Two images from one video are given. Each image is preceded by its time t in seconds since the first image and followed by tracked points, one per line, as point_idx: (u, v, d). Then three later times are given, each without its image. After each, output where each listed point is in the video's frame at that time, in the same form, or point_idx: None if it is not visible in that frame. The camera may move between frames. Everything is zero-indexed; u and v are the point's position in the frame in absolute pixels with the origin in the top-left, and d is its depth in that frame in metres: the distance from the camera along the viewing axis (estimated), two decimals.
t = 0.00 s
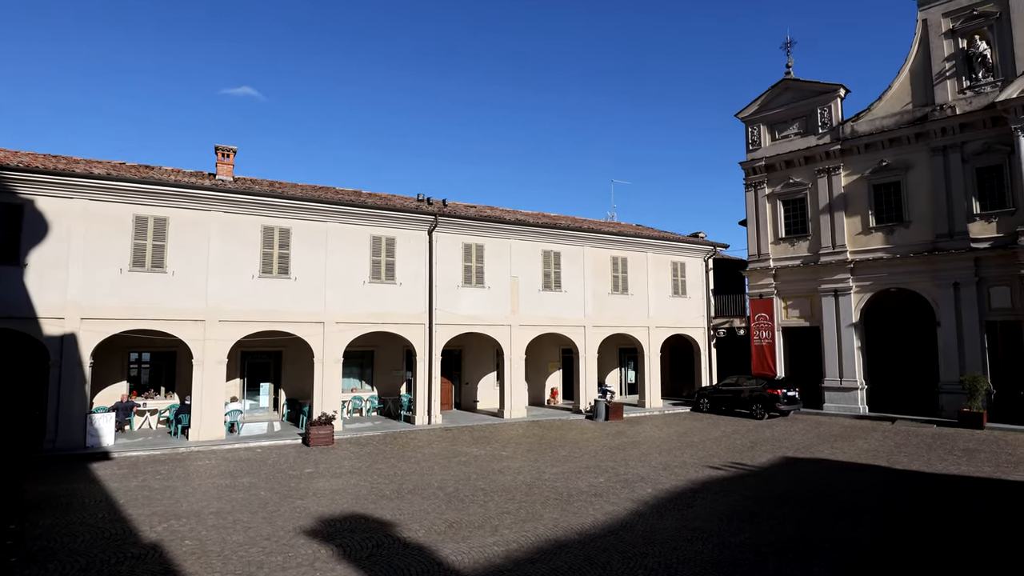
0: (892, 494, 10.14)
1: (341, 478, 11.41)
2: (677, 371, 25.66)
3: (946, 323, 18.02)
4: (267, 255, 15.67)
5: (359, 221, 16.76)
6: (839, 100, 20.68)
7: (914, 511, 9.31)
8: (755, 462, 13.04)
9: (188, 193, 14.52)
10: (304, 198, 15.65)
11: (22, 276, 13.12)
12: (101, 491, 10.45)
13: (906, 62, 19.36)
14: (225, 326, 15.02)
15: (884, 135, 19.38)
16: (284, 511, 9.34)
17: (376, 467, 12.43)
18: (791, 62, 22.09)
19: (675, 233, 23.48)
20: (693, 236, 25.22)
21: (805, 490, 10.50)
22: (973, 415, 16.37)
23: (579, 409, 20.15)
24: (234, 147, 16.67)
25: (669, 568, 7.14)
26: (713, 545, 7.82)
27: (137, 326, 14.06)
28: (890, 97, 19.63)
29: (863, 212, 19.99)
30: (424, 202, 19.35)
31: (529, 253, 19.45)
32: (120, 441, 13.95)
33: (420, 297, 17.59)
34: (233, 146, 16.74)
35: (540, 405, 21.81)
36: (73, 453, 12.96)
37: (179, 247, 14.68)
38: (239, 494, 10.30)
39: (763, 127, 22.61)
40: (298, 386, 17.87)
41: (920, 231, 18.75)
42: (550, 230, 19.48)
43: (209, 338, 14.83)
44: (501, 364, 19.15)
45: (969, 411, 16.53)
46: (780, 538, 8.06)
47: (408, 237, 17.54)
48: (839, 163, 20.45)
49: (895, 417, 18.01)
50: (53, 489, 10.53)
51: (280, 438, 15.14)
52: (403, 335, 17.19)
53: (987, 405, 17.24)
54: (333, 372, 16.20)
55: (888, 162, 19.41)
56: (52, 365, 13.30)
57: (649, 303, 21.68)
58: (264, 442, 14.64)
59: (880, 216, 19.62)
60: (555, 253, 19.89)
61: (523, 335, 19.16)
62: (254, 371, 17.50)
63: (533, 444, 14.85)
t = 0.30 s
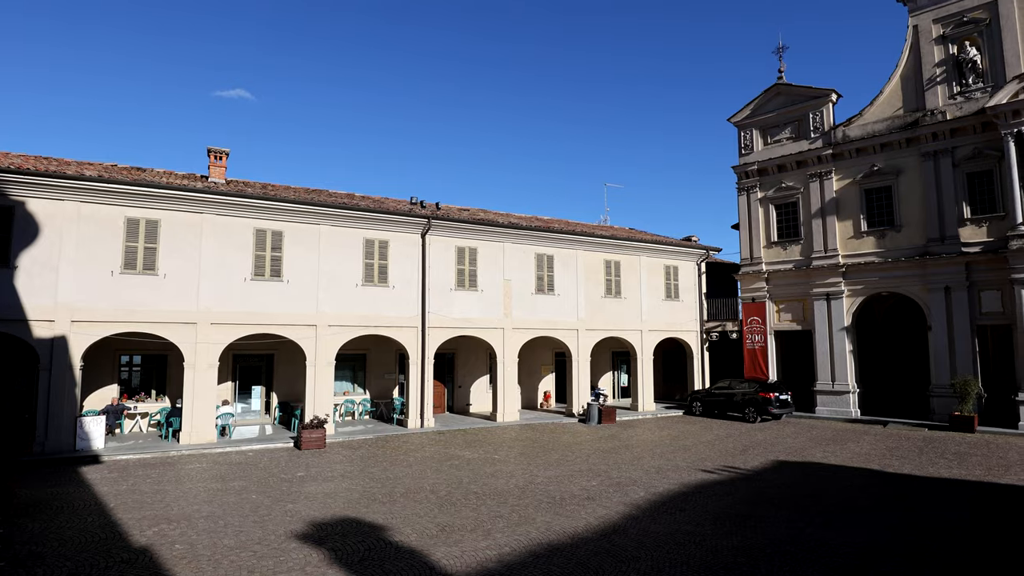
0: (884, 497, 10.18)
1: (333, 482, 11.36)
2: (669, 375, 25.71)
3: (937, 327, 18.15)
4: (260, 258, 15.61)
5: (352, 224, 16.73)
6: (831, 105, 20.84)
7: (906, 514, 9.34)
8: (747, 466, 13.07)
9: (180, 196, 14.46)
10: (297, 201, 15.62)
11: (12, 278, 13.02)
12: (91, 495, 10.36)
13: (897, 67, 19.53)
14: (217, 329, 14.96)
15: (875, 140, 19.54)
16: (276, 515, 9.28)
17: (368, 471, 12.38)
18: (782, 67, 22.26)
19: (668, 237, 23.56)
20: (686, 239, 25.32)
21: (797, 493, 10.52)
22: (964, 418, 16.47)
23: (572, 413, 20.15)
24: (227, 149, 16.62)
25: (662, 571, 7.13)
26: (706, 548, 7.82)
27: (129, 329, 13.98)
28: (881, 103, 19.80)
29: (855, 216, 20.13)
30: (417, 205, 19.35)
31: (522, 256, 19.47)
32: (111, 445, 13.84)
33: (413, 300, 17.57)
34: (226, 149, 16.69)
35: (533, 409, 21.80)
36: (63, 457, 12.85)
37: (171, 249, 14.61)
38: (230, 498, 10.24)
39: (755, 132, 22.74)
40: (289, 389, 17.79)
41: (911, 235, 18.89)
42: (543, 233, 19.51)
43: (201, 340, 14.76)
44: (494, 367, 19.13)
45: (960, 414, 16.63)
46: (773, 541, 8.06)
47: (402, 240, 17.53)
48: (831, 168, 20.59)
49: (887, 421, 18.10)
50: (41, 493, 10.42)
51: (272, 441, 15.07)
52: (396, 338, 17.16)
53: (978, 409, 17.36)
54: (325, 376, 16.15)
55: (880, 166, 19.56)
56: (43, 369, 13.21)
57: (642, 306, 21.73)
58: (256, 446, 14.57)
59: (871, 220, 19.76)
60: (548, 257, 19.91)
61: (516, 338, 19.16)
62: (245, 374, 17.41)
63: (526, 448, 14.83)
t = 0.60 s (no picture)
0: (875, 501, 10.21)
1: (324, 486, 11.30)
2: (662, 379, 25.76)
3: (928, 331, 18.28)
4: (252, 261, 15.53)
5: (345, 227, 16.69)
6: (822, 110, 20.99)
7: (899, 518, 9.34)
8: (740, 469, 13.08)
9: (172, 198, 14.38)
10: (290, 204, 15.56)
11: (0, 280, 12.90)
12: (79, 500, 10.24)
13: (888, 73, 19.71)
14: (209, 332, 14.87)
15: (866, 145, 19.68)
16: (266, 519, 9.22)
17: (360, 475, 12.32)
18: (774, 72, 22.43)
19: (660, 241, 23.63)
20: (678, 243, 25.42)
21: (790, 497, 10.55)
22: (955, 422, 16.57)
23: (565, 416, 20.15)
24: (219, 151, 16.54)
25: None
26: (699, 553, 7.82)
27: (119, 332, 13.87)
28: (871, 108, 19.97)
29: (846, 220, 20.25)
30: (410, 208, 19.32)
31: (515, 259, 19.47)
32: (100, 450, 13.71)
33: (406, 304, 17.53)
34: (219, 151, 16.62)
35: (526, 412, 21.80)
36: (51, 461, 12.72)
37: (163, 252, 14.52)
38: (221, 502, 10.17)
39: (747, 136, 22.87)
40: (281, 392, 17.70)
41: (902, 239, 19.04)
42: (536, 236, 19.52)
43: (192, 343, 14.66)
44: (487, 371, 19.10)
45: (951, 418, 16.73)
46: (766, 545, 8.06)
47: (394, 243, 17.51)
48: (823, 172, 20.72)
49: (878, 424, 18.19)
50: (28, 497, 10.31)
51: (263, 445, 14.98)
52: (389, 341, 17.11)
53: (969, 412, 17.47)
54: (317, 379, 16.08)
55: (870, 171, 19.70)
56: (31, 372, 13.08)
57: (635, 310, 21.77)
58: (248, 450, 14.48)
59: (863, 224, 19.89)
60: (541, 260, 19.93)
61: (509, 342, 19.14)
62: (237, 377, 17.30)
63: (518, 452, 14.80)
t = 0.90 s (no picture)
0: (866, 504, 10.25)
1: (316, 490, 11.24)
2: (654, 382, 25.81)
3: (918, 334, 18.41)
4: (244, 264, 15.46)
5: (337, 229, 16.65)
6: (814, 115, 21.15)
7: (890, 521, 9.38)
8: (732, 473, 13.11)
9: (164, 200, 14.31)
10: (282, 206, 15.51)
11: None
12: (67, 504, 10.13)
13: (878, 79, 19.88)
14: (200, 335, 14.79)
15: (857, 150, 19.83)
16: (257, 524, 9.16)
17: (352, 478, 12.27)
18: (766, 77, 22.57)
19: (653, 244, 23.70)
20: (671, 246, 25.52)
21: (781, 500, 10.58)
22: (945, 425, 16.69)
23: (558, 420, 20.13)
24: (211, 153, 16.48)
25: None
26: (691, 556, 7.82)
27: (108, 335, 13.76)
28: (862, 113, 20.13)
29: (837, 224, 20.38)
30: (403, 210, 19.31)
31: (508, 263, 19.48)
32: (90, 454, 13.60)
33: (398, 307, 17.50)
34: (210, 153, 16.55)
35: (518, 416, 21.79)
36: (39, 466, 12.59)
37: (154, 254, 14.44)
38: (211, 506, 10.09)
39: (739, 141, 22.99)
40: (272, 396, 17.62)
41: (893, 243, 19.18)
42: (529, 239, 19.53)
43: (183, 346, 14.57)
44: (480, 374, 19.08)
45: (941, 421, 16.85)
46: (758, 548, 8.07)
47: (387, 246, 17.48)
48: (814, 176, 20.86)
49: (870, 427, 18.29)
50: (15, 502, 10.19)
51: (254, 449, 14.90)
52: (382, 344, 17.05)
53: (959, 415, 17.60)
54: (309, 382, 16.01)
55: (861, 176, 19.85)
56: (19, 375, 12.96)
57: (628, 313, 21.82)
58: (239, 454, 14.39)
59: (854, 228, 20.02)
60: (534, 263, 19.95)
61: (502, 345, 19.13)
62: (228, 381, 17.20)
63: (511, 455, 14.78)
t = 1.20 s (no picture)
0: (857, 507, 10.30)
1: (307, 494, 11.17)
2: (647, 385, 25.87)
3: (908, 338, 18.54)
4: (235, 266, 15.39)
5: (330, 232, 16.60)
6: (805, 120, 21.30)
7: (881, 523, 9.41)
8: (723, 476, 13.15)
9: (154, 202, 14.22)
10: (274, 209, 15.45)
11: None
12: (54, 509, 10.02)
13: (869, 84, 20.06)
14: (191, 338, 14.69)
15: (848, 154, 19.99)
16: (247, 528, 9.10)
17: (344, 482, 12.21)
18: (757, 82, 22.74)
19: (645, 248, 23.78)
20: (663, 250, 25.61)
21: (773, 503, 10.62)
22: (934, 428, 16.81)
23: (550, 423, 20.12)
24: (202, 155, 16.39)
25: None
26: (683, 559, 7.83)
27: (97, 337, 13.63)
28: (853, 118, 20.30)
29: (828, 229, 20.52)
30: (395, 213, 19.28)
31: (500, 266, 19.47)
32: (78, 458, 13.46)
33: (391, 310, 17.45)
34: (202, 155, 16.47)
35: (511, 419, 21.77)
36: (26, 470, 12.45)
37: (144, 257, 14.34)
38: (201, 511, 10.01)
39: (731, 145, 23.13)
40: (263, 399, 17.52)
41: (883, 248, 19.33)
42: (522, 242, 19.55)
43: (173, 349, 14.46)
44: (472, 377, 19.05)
45: (931, 424, 16.97)
46: (749, 552, 8.08)
47: (380, 248, 17.44)
48: (805, 181, 21.00)
49: (860, 430, 18.39)
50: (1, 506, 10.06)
51: (245, 452, 14.80)
52: (373, 347, 17.00)
53: (948, 418, 17.73)
54: (300, 386, 15.92)
55: (852, 180, 20.01)
56: (6, 378, 12.82)
57: (620, 316, 21.86)
58: (229, 457, 14.29)
59: (844, 233, 20.17)
60: (526, 266, 19.96)
61: (495, 348, 19.12)
62: (218, 384, 17.09)
63: (503, 458, 14.76)
